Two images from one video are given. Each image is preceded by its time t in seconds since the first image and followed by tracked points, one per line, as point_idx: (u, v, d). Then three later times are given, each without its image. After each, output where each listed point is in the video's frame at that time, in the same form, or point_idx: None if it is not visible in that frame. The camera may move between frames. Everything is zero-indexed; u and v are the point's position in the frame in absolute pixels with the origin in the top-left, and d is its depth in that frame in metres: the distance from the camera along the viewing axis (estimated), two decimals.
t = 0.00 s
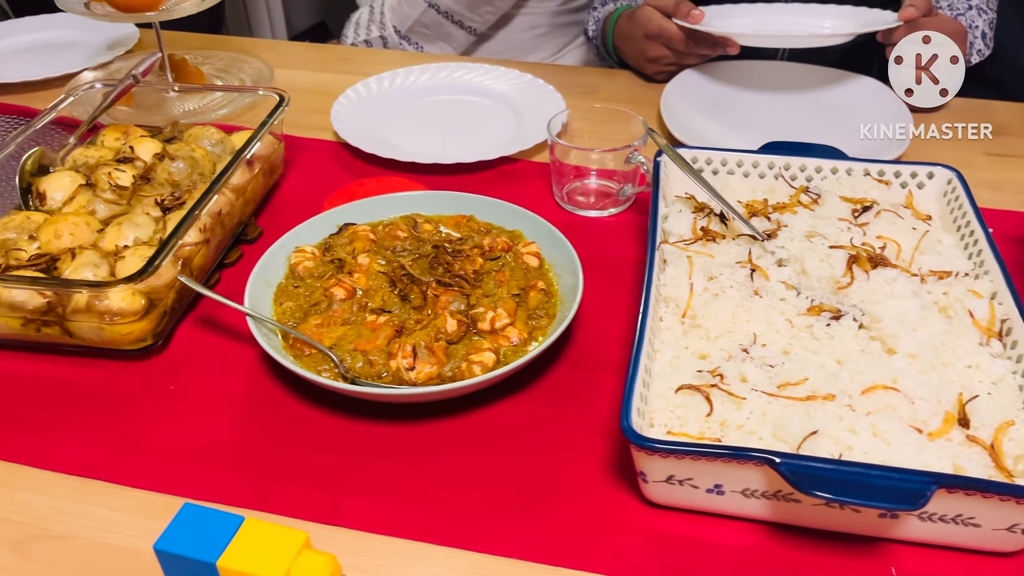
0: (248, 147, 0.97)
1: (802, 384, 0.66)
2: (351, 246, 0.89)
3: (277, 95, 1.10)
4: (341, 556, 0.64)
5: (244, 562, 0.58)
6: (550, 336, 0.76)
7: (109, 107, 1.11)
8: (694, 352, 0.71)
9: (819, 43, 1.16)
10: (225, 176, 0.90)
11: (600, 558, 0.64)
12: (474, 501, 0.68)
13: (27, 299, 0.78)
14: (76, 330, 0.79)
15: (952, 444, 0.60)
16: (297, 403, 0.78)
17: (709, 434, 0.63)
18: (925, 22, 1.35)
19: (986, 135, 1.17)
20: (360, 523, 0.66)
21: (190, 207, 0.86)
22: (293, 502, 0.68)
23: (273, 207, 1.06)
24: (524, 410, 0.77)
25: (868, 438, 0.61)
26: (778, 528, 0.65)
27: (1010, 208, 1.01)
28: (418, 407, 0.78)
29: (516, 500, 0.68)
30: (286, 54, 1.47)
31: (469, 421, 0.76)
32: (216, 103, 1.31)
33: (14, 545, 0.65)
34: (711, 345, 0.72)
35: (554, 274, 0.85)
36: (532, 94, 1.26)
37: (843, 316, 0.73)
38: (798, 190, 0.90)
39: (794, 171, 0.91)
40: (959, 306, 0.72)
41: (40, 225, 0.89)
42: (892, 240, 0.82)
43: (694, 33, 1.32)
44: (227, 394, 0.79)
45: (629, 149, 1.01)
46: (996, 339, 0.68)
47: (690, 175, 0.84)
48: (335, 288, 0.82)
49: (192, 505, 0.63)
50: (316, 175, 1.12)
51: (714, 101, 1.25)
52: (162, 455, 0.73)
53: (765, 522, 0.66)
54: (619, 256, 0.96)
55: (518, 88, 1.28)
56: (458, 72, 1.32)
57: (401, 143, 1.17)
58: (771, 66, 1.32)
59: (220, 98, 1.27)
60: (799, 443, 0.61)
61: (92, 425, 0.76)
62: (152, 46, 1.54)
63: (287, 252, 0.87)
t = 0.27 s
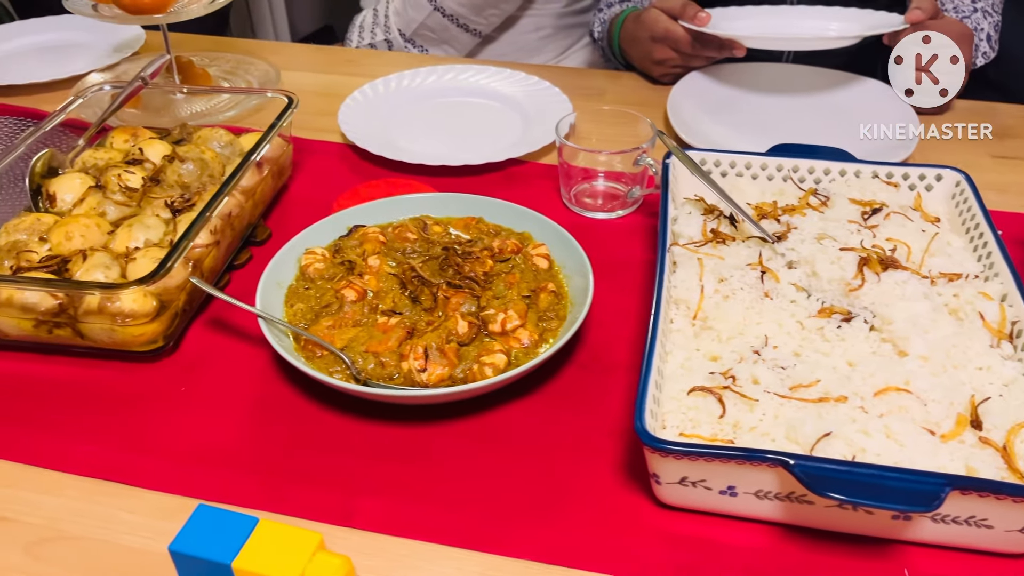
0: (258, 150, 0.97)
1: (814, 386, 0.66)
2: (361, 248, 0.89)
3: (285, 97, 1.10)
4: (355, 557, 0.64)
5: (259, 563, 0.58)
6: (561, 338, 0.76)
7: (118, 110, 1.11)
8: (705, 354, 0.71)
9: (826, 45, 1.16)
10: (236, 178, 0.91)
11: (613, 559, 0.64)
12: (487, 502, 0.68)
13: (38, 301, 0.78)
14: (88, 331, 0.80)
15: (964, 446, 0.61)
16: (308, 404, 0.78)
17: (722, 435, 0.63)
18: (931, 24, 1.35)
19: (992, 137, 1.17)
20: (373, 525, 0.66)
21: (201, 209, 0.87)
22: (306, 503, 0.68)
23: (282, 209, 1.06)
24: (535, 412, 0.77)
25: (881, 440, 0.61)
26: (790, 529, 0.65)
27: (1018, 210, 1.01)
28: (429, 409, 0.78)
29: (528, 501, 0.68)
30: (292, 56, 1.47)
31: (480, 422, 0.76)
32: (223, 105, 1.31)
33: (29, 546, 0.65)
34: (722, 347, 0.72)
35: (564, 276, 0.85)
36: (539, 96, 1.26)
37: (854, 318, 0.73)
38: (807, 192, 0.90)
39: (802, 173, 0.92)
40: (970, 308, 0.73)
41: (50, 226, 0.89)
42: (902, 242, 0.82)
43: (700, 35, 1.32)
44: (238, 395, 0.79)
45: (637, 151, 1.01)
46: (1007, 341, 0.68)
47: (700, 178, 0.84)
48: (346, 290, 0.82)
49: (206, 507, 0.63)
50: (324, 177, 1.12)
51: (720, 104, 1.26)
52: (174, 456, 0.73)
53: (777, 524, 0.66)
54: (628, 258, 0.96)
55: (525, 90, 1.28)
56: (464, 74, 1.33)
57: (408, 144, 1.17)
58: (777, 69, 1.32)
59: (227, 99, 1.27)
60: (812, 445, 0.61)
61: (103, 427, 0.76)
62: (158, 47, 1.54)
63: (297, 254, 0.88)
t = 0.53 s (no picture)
0: (269, 152, 0.97)
1: (828, 389, 0.67)
2: (373, 251, 0.89)
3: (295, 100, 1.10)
4: (371, 559, 0.64)
5: (277, 565, 0.59)
6: (573, 341, 0.76)
7: (128, 112, 1.11)
8: (718, 356, 0.72)
9: (833, 49, 1.17)
10: (248, 181, 0.91)
11: (628, 560, 0.64)
12: (501, 504, 0.69)
13: (52, 303, 0.78)
14: (102, 333, 0.80)
15: (979, 448, 0.61)
16: (321, 406, 0.78)
17: (737, 437, 0.63)
18: (939, 27, 1.36)
19: (999, 140, 1.18)
20: (388, 526, 0.67)
21: (214, 212, 0.87)
22: (320, 505, 0.68)
23: (292, 211, 1.06)
24: (548, 414, 0.77)
25: (896, 442, 0.61)
26: (804, 531, 0.66)
27: None
28: (442, 411, 0.78)
29: (543, 503, 0.69)
30: (300, 59, 1.47)
31: (493, 424, 0.77)
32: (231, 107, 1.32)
33: (46, 548, 0.66)
34: (735, 349, 0.72)
35: (575, 279, 0.86)
36: (547, 99, 1.26)
37: (866, 320, 0.73)
38: (817, 195, 0.90)
39: (811, 176, 0.92)
40: (982, 310, 0.73)
41: (63, 229, 0.90)
42: (913, 245, 0.82)
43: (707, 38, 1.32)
44: (251, 397, 0.80)
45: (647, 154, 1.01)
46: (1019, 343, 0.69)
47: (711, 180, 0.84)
48: (358, 292, 0.82)
49: (222, 508, 0.63)
50: (333, 179, 1.12)
51: (727, 106, 1.26)
52: (188, 458, 0.73)
53: (791, 525, 0.66)
54: (638, 260, 0.96)
55: (533, 93, 1.28)
56: (471, 77, 1.33)
57: (417, 147, 1.17)
58: (784, 71, 1.33)
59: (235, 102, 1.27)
60: (827, 447, 0.61)
61: (117, 429, 0.76)
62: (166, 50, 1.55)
63: (309, 256, 0.88)
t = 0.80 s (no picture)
0: (279, 155, 0.98)
1: (839, 391, 0.67)
2: (383, 253, 0.90)
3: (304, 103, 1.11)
4: (384, 561, 0.65)
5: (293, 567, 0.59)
6: (584, 343, 0.76)
7: (137, 116, 1.12)
8: (729, 359, 0.72)
9: (839, 52, 1.17)
10: (258, 184, 0.91)
11: (641, 562, 0.64)
12: (514, 506, 0.69)
13: (65, 305, 0.78)
14: (115, 336, 0.80)
15: (991, 450, 0.61)
16: (333, 408, 0.79)
17: (749, 440, 0.64)
18: (945, 31, 1.36)
19: (1005, 143, 1.18)
20: (401, 528, 0.67)
21: (225, 215, 0.87)
22: (333, 507, 0.69)
23: (300, 214, 1.07)
24: (559, 416, 0.78)
25: (909, 444, 0.61)
26: (816, 533, 0.66)
27: None
28: (454, 413, 0.78)
29: (555, 505, 0.69)
30: (306, 62, 1.48)
31: (504, 426, 0.77)
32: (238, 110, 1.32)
33: (60, 550, 0.66)
34: (746, 352, 0.72)
35: (585, 281, 0.86)
36: (553, 103, 1.27)
37: (876, 323, 0.73)
38: (826, 198, 0.91)
39: (819, 179, 0.93)
40: (992, 313, 0.73)
41: (74, 231, 0.90)
42: (922, 247, 0.83)
43: (714, 41, 1.33)
44: (262, 399, 0.80)
45: (655, 157, 1.02)
46: None
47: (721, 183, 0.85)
48: (370, 295, 0.83)
49: (237, 511, 0.64)
50: (341, 182, 1.12)
51: (734, 109, 1.26)
52: (200, 460, 0.73)
53: (803, 528, 0.66)
54: (646, 263, 0.97)
55: (539, 96, 1.29)
56: (478, 80, 1.34)
57: (424, 150, 1.18)
58: (789, 74, 1.33)
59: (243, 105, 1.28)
60: (840, 449, 0.61)
61: (130, 431, 0.77)
62: (174, 53, 1.56)
63: (320, 258, 0.88)
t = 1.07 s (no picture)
0: (288, 158, 0.98)
1: (849, 393, 0.67)
2: (392, 256, 0.90)
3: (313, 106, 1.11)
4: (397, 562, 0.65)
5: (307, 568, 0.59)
6: (594, 345, 0.77)
7: (146, 118, 1.12)
8: (739, 361, 0.72)
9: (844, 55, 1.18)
10: (268, 187, 0.92)
11: (653, 563, 0.64)
12: (525, 507, 0.69)
13: (77, 308, 0.79)
14: (127, 338, 0.81)
15: (1001, 451, 0.61)
16: (344, 410, 0.79)
17: (760, 441, 0.64)
18: (950, 34, 1.36)
19: (1010, 145, 1.18)
20: (413, 529, 0.67)
21: (235, 218, 0.88)
22: (346, 508, 0.69)
23: (309, 216, 1.07)
24: (569, 418, 0.78)
25: (919, 445, 0.62)
26: (826, 534, 0.66)
27: None
28: (464, 415, 0.78)
29: (567, 506, 0.69)
30: (313, 64, 1.48)
31: (514, 428, 0.77)
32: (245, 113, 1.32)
33: (75, 551, 0.66)
34: (755, 354, 0.73)
35: (594, 283, 0.87)
36: (560, 106, 1.27)
37: (885, 325, 0.74)
38: (833, 201, 0.91)
39: (826, 181, 0.93)
40: (1000, 314, 0.74)
41: (84, 234, 0.90)
42: (930, 249, 0.83)
43: (719, 44, 1.33)
44: (273, 401, 0.80)
45: (663, 160, 1.02)
46: None
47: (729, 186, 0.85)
48: (380, 297, 0.83)
49: (251, 511, 0.64)
50: (349, 184, 1.13)
51: (739, 112, 1.26)
52: (213, 460, 0.74)
53: (813, 528, 0.67)
54: (654, 265, 0.97)
55: (546, 99, 1.29)
56: (484, 82, 1.34)
57: (431, 152, 1.18)
58: (794, 77, 1.33)
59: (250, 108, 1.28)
60: (851, 450, 0.62)
61: (142, 432, 0.77)
62: (180, 56, 1.56)
63: (330, 261, 0.89)
